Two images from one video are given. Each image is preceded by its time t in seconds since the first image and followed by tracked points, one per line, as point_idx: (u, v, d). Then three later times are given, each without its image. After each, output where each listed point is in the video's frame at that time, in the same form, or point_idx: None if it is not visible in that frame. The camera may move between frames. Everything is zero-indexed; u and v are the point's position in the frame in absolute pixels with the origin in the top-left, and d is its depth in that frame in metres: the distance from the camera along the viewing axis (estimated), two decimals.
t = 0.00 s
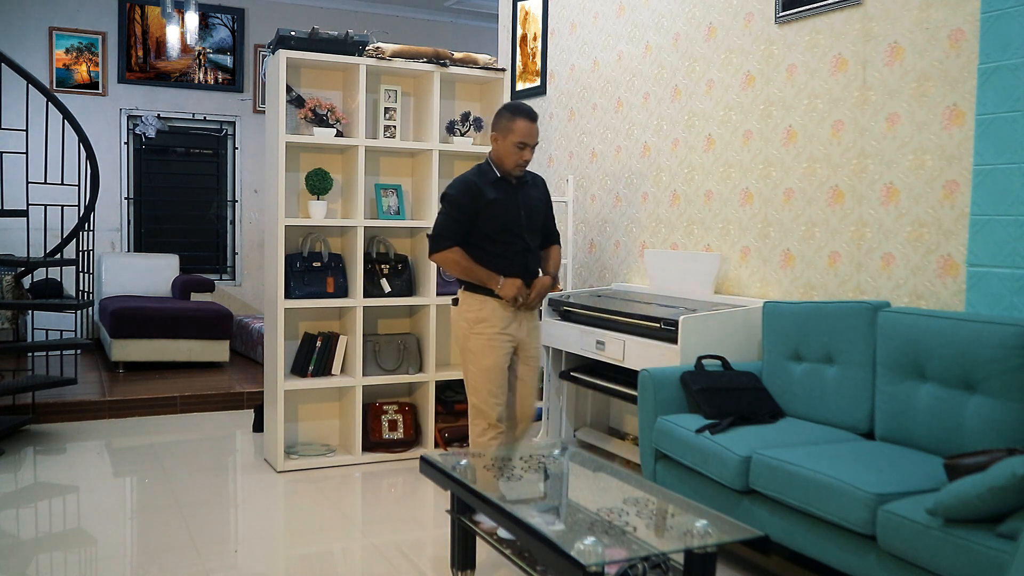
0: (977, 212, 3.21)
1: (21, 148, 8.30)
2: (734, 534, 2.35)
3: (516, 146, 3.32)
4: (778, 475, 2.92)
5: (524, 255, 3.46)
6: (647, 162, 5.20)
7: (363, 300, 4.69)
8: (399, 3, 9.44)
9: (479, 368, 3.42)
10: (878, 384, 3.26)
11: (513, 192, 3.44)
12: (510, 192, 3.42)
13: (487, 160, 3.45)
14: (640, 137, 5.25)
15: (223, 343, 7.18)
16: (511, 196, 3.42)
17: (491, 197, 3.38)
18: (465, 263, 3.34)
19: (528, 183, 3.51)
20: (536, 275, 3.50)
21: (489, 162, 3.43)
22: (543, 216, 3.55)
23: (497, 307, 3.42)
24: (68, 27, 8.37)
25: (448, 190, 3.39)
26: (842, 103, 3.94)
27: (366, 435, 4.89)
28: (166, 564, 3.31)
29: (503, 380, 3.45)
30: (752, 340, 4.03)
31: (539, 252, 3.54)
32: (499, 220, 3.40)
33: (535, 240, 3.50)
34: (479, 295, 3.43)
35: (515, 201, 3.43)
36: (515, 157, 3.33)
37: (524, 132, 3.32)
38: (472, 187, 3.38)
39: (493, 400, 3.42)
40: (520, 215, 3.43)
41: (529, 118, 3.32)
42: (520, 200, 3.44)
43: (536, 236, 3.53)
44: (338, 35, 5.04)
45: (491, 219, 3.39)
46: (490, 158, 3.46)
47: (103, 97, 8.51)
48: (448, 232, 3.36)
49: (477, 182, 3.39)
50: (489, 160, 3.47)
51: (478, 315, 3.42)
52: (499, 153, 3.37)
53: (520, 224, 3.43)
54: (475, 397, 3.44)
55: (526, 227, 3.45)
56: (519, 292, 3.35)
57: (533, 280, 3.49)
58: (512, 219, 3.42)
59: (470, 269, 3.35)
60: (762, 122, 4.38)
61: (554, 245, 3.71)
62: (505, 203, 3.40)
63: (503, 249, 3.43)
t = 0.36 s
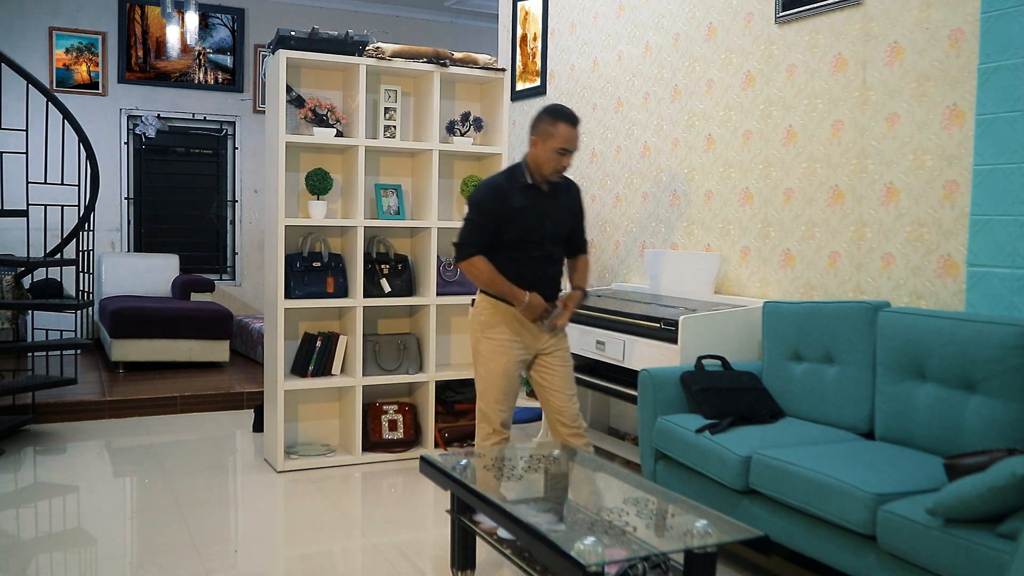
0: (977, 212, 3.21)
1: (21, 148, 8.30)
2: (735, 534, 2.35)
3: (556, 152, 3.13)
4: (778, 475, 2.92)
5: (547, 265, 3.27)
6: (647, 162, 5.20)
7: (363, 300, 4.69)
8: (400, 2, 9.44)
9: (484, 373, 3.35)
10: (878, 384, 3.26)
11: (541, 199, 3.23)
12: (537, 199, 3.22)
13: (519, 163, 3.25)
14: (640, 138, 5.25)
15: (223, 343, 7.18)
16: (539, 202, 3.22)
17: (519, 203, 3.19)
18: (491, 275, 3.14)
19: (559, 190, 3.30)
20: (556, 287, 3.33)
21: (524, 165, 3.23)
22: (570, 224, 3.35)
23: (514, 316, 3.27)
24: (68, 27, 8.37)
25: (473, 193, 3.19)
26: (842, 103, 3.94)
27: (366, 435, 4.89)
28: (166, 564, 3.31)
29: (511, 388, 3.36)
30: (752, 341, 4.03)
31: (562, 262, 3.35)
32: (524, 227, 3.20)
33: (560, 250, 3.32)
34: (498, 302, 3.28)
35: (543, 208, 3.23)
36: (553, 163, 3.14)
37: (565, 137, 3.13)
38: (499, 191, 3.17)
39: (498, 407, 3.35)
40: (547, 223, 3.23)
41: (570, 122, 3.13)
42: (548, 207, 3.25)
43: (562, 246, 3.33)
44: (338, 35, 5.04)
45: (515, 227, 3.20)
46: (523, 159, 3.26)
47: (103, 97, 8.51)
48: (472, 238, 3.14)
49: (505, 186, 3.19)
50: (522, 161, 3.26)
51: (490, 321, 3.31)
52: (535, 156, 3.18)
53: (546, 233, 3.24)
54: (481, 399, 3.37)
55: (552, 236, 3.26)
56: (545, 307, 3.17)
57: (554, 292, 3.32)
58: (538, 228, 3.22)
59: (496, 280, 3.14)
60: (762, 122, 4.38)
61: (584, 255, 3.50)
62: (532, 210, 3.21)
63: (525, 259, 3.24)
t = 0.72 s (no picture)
0: (977, 212, 3.21)
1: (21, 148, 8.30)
2: (735, 534, 2.35)
3: (628, 180, 2.93)
4: (778, 475, 2.92)
5: (586, 286, 3.19)
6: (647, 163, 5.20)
7: (363, 300, 4.69)
8: (400, 3, 9.44)
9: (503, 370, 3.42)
10: (878, 384, 3.26)
11: (600, 222, 3.10)
12: (595, 221, 3.09)
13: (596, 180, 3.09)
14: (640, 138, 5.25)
15: (223, 343, 7.18)
16: (598, 224, 3.10)
17: (574, 220, 3.09)
18: (526, 286, 3.09)
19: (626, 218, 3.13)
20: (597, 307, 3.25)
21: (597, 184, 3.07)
22: (632, 251, 3.21)
23: (539, 320, 3.27)
24: (68, 27, 8.37)
25: (534, 196, 3.14)
26: (842, 103, 3.94)
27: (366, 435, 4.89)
28: (166, 564, 3.31)
29: (526, 387, 3.42)
30: (752, 341, 4.03)
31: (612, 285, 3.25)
32: (574, 244, 3.12)
33: (607, 274, 3.20)
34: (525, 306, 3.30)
35: (602, 231, 3.11)
36: (621, 190, 2.96)
37: (639, 165, 2.91)
38: (559, 202, 3.10)
39: (511, 404, 3.41)
40: (601, 247, 3.12)
41: (647, 152, 2.91)
42: (605, 233, 3.11)
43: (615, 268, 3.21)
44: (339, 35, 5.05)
45: (563, 242, 3.13)
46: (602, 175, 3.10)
47: (103, 97, 8.51)
48: (519, 243, 3.10)
49: (566, 199, 3.09)
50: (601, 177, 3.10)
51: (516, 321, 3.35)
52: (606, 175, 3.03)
53: (597, 255, 3.13)
54: (497, 394, 3.45)
55: (604, 259, 3.15)
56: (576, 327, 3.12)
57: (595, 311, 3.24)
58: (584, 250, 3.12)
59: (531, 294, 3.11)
60: (762, 122, 4.38)
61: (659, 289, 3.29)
62: (585, 231, 3.10)
63: (566, 278, 3.16)
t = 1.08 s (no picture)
0: (977, 212, 3.21)
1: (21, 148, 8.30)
2: (734, 534, 2.35)
3: (651, 189, 2.98)
4: (778, 475, 2.92)
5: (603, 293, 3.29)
6: (647, 162, 5.19)
7: (362, 300, 4.69)
8: (400, 3, 9.44)
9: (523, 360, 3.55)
10: (878, 384, 3.26)
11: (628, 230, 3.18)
12: (621, 228, 3.18)
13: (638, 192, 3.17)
14: (640, 138, 5.25)
15: (223, 343, 7.18)
16: (626, 234, 3.18)
17: (604, 223, 3.21)
18: (549, 275, 3.26)
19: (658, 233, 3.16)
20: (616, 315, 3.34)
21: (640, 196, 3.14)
22: (660, 268, 3.25)
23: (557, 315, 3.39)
24: (68, 27, 8.37)
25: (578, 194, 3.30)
26: (842, 103, 3.94)
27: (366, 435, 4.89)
28: (166, 564, 3.31)
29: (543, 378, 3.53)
30: (752, 341, 4.03)
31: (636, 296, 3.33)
32: (601, 248, 3.23)
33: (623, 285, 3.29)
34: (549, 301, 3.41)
35: (630, 242, 3.18)
36: (642, 195, 3.01)
37: (663, 175, 2.95)
38: (596, 205, 3.22)
39: (527, 396, 3.54)
40: (625, 256, 3.20)
41: (672, 163, 2.94)
42: (631, 242, 3.18)
43: (641, 280, 3.28)
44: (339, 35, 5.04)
45: (591, 241, 3.25)
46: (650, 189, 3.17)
47: (103, 97, 8.51)
48: (550, 233, 3.25)
49: (601, 201, 3.22)
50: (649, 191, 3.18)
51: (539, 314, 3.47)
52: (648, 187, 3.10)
53: (621, 265, 3.22)
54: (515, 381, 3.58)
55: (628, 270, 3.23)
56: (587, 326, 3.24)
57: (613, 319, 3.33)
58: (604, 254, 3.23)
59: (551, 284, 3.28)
60: (762, 122, 4.38)
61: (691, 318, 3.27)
62: (611, 234, 3.20)
63: (589, 277, 3.29)
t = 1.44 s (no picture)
0: (977, 212, 3.21)
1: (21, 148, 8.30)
2: (734, 534, 2.35)
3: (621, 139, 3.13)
4: (778, 475, 2.92)
5: (609, 272, 3.24)
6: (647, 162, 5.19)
7: (362, 299, 4.69)
8: (400, 3, 9.44)
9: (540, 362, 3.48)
10: (878, 384, 3.26)
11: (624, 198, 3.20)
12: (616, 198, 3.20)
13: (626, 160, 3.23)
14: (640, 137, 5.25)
15: (223, 343, 7.18)
16: (625, 205, 3.19)
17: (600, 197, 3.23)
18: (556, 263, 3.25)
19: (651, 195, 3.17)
20: (632, 295, 3.28)
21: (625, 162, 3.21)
22: (661, 233, 3.23)
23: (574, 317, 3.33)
24: (68, 27, 8.37)
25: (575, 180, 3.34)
26: (842, 103, 3.94)
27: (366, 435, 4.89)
28: (166, 563, 3.31)
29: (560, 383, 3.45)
30: (752, 341, 4.03)
31: (645, 274, 3.28)
32: (604, 226, 3.23)
33: (628, 259, 3.23)
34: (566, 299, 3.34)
35: (626, 210, 3.19)
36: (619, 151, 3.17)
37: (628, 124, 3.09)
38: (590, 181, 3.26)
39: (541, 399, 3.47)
40: (624, 227, 3.20)
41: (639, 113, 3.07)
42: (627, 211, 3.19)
43: (645, 252, 3.23)
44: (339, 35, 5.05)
45: (590, 219, 3.25)
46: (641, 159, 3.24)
47: (103, 97, 8.51)
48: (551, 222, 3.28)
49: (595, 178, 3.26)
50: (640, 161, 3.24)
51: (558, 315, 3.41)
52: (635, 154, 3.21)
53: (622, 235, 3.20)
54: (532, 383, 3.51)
55: (630, 243, 3.21)
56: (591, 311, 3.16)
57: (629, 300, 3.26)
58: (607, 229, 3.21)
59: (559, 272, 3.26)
60: (762, 122, 4.38)
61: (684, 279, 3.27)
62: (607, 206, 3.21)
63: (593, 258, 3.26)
